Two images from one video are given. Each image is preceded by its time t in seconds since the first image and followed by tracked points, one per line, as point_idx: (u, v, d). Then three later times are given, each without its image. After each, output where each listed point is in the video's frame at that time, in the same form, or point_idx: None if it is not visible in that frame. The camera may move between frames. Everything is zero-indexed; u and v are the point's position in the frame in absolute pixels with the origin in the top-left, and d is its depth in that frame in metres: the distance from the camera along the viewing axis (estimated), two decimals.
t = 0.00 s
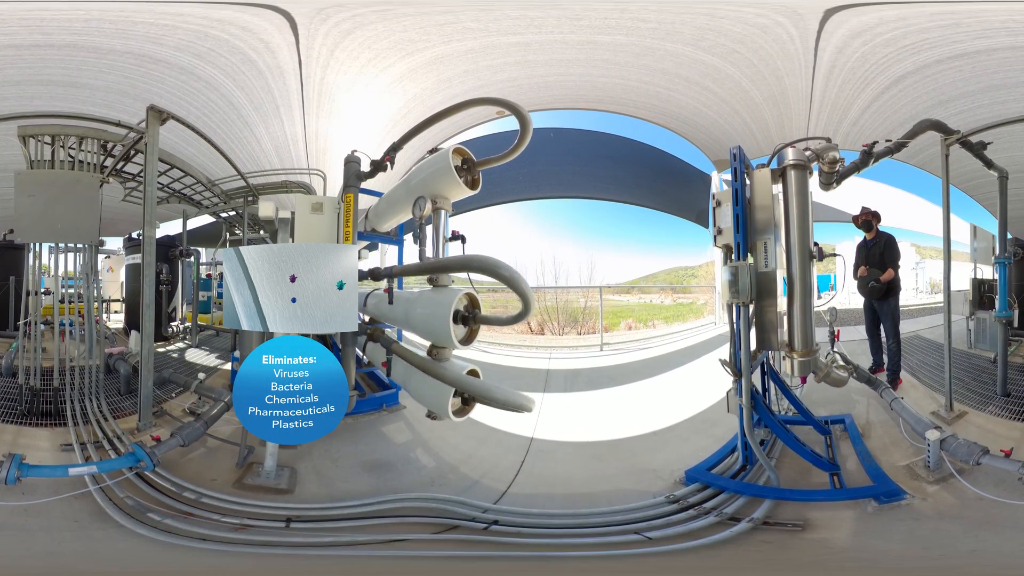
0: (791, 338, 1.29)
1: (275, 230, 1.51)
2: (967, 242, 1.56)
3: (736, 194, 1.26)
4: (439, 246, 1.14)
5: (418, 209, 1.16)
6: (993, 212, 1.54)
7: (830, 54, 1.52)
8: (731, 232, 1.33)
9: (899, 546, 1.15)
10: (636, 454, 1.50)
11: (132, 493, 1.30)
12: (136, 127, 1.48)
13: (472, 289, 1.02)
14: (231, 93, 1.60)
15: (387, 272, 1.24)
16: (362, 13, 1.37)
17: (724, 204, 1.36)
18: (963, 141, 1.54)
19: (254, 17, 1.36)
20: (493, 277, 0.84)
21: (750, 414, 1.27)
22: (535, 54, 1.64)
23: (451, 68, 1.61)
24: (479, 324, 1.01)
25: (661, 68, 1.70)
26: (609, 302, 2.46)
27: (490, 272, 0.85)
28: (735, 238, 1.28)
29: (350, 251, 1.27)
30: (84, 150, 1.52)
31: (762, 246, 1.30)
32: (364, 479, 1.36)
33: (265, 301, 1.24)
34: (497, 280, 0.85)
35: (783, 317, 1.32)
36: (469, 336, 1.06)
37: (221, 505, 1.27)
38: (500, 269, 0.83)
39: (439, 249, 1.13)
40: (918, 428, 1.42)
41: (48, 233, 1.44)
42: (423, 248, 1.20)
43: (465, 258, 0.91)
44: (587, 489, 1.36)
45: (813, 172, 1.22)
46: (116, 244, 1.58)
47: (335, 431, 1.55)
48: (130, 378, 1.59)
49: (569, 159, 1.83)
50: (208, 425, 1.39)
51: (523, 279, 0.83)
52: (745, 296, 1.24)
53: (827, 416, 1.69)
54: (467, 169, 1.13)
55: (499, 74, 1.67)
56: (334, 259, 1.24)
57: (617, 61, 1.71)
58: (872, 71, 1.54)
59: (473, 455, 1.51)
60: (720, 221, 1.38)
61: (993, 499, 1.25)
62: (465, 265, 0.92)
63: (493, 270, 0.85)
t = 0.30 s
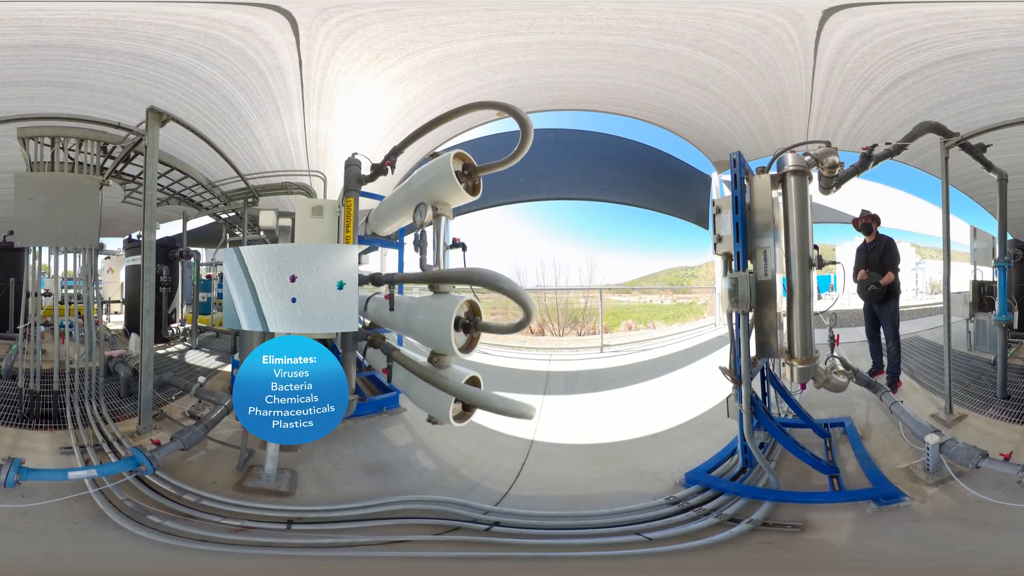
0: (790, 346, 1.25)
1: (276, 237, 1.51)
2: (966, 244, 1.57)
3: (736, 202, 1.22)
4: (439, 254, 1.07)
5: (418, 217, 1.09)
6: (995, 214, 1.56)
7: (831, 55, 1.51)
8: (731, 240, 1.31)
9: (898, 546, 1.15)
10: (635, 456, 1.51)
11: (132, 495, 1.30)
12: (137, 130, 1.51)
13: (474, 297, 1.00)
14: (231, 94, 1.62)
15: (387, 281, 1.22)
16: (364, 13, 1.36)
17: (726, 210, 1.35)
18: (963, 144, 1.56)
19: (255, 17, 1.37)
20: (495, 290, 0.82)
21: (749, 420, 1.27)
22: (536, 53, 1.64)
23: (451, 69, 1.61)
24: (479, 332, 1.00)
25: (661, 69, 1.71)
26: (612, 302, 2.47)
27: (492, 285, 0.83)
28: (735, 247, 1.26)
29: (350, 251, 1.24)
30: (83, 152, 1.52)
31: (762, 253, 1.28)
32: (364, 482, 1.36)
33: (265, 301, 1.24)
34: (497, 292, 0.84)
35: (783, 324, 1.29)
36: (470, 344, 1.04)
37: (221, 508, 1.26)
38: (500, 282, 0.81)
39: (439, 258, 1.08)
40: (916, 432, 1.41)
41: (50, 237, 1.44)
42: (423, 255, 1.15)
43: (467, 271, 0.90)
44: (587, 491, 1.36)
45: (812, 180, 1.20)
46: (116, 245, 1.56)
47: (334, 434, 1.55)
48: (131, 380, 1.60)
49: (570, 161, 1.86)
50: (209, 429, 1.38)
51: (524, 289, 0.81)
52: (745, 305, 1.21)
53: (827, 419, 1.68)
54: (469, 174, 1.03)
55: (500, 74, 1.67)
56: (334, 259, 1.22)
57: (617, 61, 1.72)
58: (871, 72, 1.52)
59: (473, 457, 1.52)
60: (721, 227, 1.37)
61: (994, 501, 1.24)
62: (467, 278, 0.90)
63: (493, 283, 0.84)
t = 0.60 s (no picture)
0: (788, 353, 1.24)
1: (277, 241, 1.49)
2: (966, 244, 1.56)
3: (736, 209, 1.23)
4: (439, 262, 1.08)
5: (420, 224, 1.09)
6: (994, 215, 1.57)
7: (831, 55, 1.53)
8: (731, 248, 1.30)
9: (897, 547, 1.15)
10: (634, 459, 1.51)
11: (131, 498, 1.30)
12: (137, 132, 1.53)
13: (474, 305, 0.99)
14: (231, 94, 1.66)
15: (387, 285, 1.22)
16: (365, 13, 1.34)
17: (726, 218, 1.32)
18: (963, 146, 1.51)
19: (254, 17, 1.36)
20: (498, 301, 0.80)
21: (749, 424, 1.27)
22: (536, 55, 1.64)
23: (453, 69, 1.61)
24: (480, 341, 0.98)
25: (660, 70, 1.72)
26: (610, 302, 2.44)
27: (494, 296, 0.82)
28: (735, 257, 1.26)
29: (350, 251, 1.24)
30: (82, 154, 1.49)
31: (762, 261, 1.27)
32: (364, 485, 1.36)
33: (266, 300, 1.24)
34: (500, 303, 0.82)
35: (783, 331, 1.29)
36: (470, 352, 1.02)
37: (221, 510, 1.26)
38: (501, 293, 0.80)
39: (439, 265, 1.08)
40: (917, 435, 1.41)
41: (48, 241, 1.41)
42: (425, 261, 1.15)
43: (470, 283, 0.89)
44: (586, 493, 1.37)
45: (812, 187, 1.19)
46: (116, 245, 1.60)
47: (334, 437, 1.55)
48: (130, 384, 1.65)
49: (570, 162, 1.87)
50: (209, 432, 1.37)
51: (526, 299, 0.78)
52: (745, 314, 1.22)
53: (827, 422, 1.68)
54: (469, 181, 1.00)
55: (501, 75, 1.67)
56: (334, 259, 1.22)
57: (617, 61, 1.73)
58: (871, 73, 1.56)
59: (474, 459, 1.52)
60: (721, 235, 1.34)
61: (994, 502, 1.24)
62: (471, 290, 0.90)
63: (494, 296, 0.83)
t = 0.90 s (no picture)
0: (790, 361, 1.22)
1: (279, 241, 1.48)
2: (966, 245, 1.56)
3: (736, 218, 1.24)
4: (440, 272, 1.07)
5: (419, 233, 1.09)
6: (993, 216, 1.55)
7: (832, 56, 1.56)
8: (731, 257, 1.31)
9: (896, 548, 1.15)
10: (635, 462, 1.51)
11: (131, 500, 1.30)
12: (137, 134, 1.53)
13: (474, 314, 0.99)
14: (233, 96, 1.60)
15: (388, 293, 1.22)
16: (366, 13, 1.37)
17: (726, 226, 1.34)
18: (963, 150, 1.57)
19: (254, 17, 1.38)
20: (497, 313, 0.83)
21: (749, 430, 1.28)
22: (536, 54, 1.65)
23: (454, 69, 1.61)
24: (479, 350, 0.98)
25: (661, 71, 1.72)
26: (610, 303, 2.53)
27: (493, 307, 0.84)
28: (735, 266, 1.27)
29: (350, 251, 1.24)
30: (82, 156, 1.52)
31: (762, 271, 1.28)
32: (364, 487, 1.35)
33: (265, 300, 1.24)
34: (499, 315, 0.84)
35: (783, 341, 1.27)
36: (470, 361, 1.04)
37: (221, 512, 1.27)
38: (501, 305, 0.82)
39: (439, 274, 1.07)
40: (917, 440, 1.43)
41: (49, 247, 1.44)
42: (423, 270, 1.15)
43: (471, 294, 0.91)
44: (588, 495, 1.37)
45: (812, 194, 1.15)
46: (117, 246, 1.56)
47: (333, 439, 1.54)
48: (131, 387, 1.58)
49: (569, 163, 1.86)
50: (208, 437, 1.39)
51: (525, 310, 0.81)
52: (745, 323, 1.22)
53: (827, 424, 1.68)
54: (469, 188, 1.01)
55: (503, 75, 1.66)
56: (334, 259, 1.22)
57: (617, 62, 1.71)
58: (872, 74, 1.58)
59: (474, 462, 1.50)
60: (721, 243, 1.36)
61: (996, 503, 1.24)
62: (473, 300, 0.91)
63: (495, 308, 0.84)
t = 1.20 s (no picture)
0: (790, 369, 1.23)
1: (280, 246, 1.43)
2: (965, 245, 1.56)
3: (736, 228, 1.23)
4: (439, 278, 1.08)
5: (419, 242, 1.09)
6: (994, 216, 1.56)
7: (832, 57, 1.56)
8: (731, 266, 1.30)
9: (896, 550, 1.15)
10: (635, 464, 1.51)
11: (132, 502, 1.30)
12: (138, 138, 1.53)
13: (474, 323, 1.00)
14: (232, 96, 1.60)
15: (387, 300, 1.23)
16: (366, 13, 1.38)
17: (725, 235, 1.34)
18: (964, 153, 1.58)
19: (254, 18, 1.38)
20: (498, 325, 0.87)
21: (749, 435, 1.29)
22: (536, 54, 1.65)
23: (454, 70, 1.61)
24: (479, 358, 1.00)
25: (661, 72, 1.72)
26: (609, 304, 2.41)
27: (495, 321, 0.87)
28: (735, 276, 1.27)
29: (350, 251, 1.25)
30: (83, 158, 1.52)
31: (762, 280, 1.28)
32: (364, 489, 1.35)
33: (265, 300, 1.24)
34: (499, 328, 0.88)
35: (784, 348, 1.26)
36: (467, 369, 1.03)
37: (221, 513, 1.28)
38: (504, 318, 0.86)
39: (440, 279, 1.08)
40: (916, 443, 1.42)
41: (48, 250, 1.44)
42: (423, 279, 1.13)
43: (470, 304, 0.93)
44: (588, 497, 1.38)
45: (813, 202, 1.16)
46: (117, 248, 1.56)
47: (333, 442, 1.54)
48: (131, 389, 1.58)
49: (569, 164, 1.84)
50: (208, 440, 1.40)
51: (525, 324, 0.85)
52: (745, 334, 1.23)
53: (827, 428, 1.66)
54: (469, 195, 1.01)
55: (502, 76, 1.66)
56: (334, 259, 1.22)
57: (617, 63, 1.71)
58: (871, 75, 1.58)
59: (474, 464, 1.49)
60: (721, 254, 1.36)
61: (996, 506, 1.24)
62: (472, 310, 0.93)
63: (495, 320, 0.87)
